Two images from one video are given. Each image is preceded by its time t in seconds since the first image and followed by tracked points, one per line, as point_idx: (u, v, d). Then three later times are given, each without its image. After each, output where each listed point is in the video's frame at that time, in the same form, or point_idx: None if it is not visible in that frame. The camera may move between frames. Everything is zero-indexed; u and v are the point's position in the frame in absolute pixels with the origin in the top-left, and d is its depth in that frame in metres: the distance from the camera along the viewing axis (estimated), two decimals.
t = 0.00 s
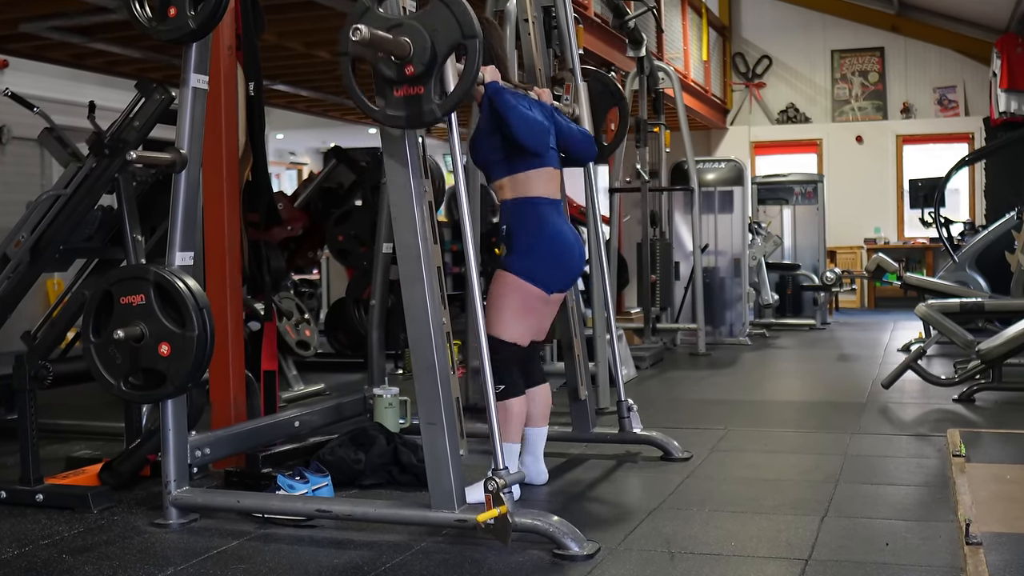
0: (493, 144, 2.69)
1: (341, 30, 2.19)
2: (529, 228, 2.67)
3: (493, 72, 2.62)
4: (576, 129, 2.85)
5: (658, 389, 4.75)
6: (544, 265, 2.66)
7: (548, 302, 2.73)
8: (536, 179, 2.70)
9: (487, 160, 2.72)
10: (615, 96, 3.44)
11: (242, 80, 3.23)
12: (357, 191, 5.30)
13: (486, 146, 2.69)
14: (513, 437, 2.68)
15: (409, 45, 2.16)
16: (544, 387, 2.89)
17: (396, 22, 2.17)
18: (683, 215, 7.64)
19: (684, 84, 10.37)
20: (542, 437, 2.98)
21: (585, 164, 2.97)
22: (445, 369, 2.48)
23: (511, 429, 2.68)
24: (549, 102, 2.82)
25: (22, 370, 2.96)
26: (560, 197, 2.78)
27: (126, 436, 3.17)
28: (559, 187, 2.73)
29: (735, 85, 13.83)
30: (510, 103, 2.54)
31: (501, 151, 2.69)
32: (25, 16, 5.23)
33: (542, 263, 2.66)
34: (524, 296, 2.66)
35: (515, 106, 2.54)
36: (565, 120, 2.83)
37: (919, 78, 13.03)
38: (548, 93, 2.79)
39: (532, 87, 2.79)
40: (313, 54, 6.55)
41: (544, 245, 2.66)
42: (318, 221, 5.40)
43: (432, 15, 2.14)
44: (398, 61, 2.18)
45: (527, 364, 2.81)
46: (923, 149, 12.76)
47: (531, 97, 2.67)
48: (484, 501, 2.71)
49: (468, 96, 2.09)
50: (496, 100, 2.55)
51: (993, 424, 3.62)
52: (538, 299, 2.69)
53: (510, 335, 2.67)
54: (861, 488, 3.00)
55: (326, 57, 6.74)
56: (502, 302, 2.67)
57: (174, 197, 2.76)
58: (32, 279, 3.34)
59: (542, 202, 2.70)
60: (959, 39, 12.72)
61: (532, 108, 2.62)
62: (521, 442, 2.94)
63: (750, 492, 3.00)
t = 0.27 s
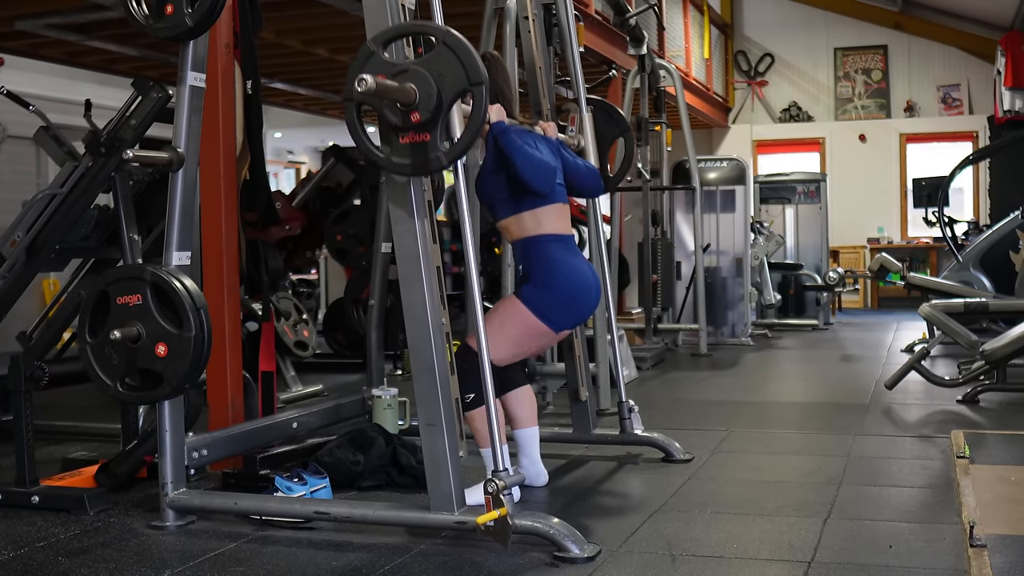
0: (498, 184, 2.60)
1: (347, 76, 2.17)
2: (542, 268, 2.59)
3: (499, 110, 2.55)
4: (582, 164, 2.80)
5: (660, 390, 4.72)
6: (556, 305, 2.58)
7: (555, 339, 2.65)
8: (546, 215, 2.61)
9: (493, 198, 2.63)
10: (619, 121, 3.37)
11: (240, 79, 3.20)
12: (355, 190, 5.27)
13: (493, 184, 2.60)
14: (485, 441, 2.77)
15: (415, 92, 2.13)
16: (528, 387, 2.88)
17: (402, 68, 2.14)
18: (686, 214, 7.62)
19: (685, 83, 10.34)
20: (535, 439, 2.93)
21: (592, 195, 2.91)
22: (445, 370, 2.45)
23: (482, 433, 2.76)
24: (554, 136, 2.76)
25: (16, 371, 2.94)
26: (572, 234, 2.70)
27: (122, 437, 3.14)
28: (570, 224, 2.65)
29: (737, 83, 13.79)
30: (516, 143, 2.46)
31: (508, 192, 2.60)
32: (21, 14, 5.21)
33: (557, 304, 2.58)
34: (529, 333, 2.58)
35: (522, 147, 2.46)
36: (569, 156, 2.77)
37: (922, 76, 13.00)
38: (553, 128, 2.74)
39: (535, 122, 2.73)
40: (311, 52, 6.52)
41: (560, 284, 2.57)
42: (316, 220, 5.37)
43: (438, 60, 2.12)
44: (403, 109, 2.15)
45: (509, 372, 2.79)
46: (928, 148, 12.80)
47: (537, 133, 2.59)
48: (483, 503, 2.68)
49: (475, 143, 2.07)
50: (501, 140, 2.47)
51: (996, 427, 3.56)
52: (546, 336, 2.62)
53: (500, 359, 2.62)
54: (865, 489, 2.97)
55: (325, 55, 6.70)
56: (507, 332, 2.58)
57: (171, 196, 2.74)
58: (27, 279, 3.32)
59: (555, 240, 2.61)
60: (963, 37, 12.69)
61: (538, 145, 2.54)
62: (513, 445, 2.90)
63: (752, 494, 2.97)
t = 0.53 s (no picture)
0: (517, 326, 2.59)
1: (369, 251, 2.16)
2: (552, 408, 2.58)
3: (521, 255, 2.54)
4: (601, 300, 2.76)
5: (661, 390, 4.70)
6: (563, 446, 2.57)
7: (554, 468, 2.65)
8: (562, 360, 2.59)
9: (510, 338, 2.62)
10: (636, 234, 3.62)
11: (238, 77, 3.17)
12: (353, 188, 5.23)
13: (512, 325, 2.60)
14: (483, 447, 2.75)
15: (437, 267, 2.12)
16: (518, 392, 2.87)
17: (423, 241, 2.13)
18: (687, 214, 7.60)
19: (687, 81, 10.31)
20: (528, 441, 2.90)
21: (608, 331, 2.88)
22: (443, 369, 2.43)
23: (477, 441, 2.75)
24: (573, 267, 2.74)
25: (12, 372, 2.91)
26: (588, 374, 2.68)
27: (119, 438, 3.11)
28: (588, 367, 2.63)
29: (739, 81, 13.75)
30: (537, 291, 2.47)
31: (525, 333, 2.58)
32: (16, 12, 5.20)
33: (560, 446, 2.58)
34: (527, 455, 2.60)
35: (542, 294, 2.47)
36: (590, 292, 2.74)
37: (926, 74, 12.96)
38: (573, 259, 2.72)
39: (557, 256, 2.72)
40: (309, 50, 6.49)
41: (568, 430, 2.56)
42: (314, 219, 5.35)
43: (460, 234, 2.11)
44: (425, 284, 2.14)
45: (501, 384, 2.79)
46: (931, 147, 12.81)
47: (558, 274, 2.58)
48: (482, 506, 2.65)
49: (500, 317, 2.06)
50: (523, 288, 2.48)
51: (1000, 428, 3.54)
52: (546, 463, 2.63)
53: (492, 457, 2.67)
54: (868, 491, 2.95)
55: (322, 53, 6.67)
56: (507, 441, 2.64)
57: (169, 196, 2.73)
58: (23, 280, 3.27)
59: (570, 383, 2.60)
60: (967, 35, 12.63)
61: (559, 291, 2.53)
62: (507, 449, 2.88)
63: (753, 496, 2.95)
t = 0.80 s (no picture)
0: (513, 277, 3.00)
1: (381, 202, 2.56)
2: (554, 343, 2.98)
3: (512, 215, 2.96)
4: (586, 254, 3.22)
5: (640, 378, 5.22)
6: (570, 372, 2.97)
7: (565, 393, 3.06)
8: (559, 299, 3.01)
9: (510, 290, 3.04)
10: (615, 208, 3.87)
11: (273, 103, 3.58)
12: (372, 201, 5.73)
13: (509, 278, 3.01)
14: (488, 421, 3.17)
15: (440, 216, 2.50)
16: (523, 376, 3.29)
17: (428, 194, 2.52)
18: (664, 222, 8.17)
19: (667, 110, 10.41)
20: (528, 420, 3.36)
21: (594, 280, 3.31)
22: (453, 358, 2.85)
23: (485, 415, 3.17)
24: (561, 228, 3.17)
25: (78, 361, 3.34)
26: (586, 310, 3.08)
27: (170, 419, 3.59)
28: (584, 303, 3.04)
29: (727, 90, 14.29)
30: (528, 243, 2.87)
31: (523, 282, 3.00)
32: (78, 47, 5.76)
33: (568, 374, 2.98)
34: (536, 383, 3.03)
35: (533, 246, 2.86)
36: (576, 248, 3.19)
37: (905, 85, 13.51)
38: (559, 220, 3.15)
39: (544, 218, 3.15)
40: (333, 80, 6.95)
41: (571, 358, 2.96)
42: (340, 228, 5.82)
43: (460, 188, 2.49)
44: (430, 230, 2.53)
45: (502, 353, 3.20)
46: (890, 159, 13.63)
47: (546, 229, 2.99)
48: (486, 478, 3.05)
49: (492, 259, 2.44)
50: (516, 242, 2.89)
51: (937, 410, 4.14)
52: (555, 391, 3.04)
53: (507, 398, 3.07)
54: (824, 465, 3.37)
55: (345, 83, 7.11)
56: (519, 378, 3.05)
57: (212, 207, 3.09)
58: (87, 278, 3.94)
59: (567, 318, 3.00)
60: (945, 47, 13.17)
61: (549, 242, 2.94)
62: (509, 426, 3.33)
63: (725, 470, 3.36)
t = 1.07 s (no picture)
0: (510, 258, 3.01)
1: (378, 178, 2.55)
2: (553, 325, 2.98)
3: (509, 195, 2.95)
4: (583, 237, 3.24)
5: (640, 378, 5.21)
6: (567, 354, 2.97)
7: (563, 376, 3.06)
8: (558, 280, 3.00)
9: (508, 271, 3.04)
10: (613, 194, 3.84)
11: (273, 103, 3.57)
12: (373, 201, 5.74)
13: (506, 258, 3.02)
14: (487, 422, 3.18)
15: (436, 192, 2.50)
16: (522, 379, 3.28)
17: (425, 170, 2.52)
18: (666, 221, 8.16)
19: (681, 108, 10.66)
20: (529, 420, 3.35)
21: (591, 263, 3.32)
22: (453, 359, 2.85)
23: (484, 415, 3.18)
24: (558, 209, 3.16)
25: (78, 360, 3.34)
26: (584, 292, 3.08)
27: (170, 419, 3.59)
28: (582, 286, 3.05)
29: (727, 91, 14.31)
30: (526, 223, 2.85)
31: (520, 263, 3.00)
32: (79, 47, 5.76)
33: (568, 355, 2.98)
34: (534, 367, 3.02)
35: (531, 226, 2.84)
36: (574, 230, 3.20)
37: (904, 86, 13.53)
38: (557, 202, 3.13)
39: (541, 200, 3.13)
40: (334, 80, 6.95)
41: (570, 339, 2.96)
42: (341, 228, 5.83)
43: (456, 164, 2.49)
44: (426, 207, 2.53)
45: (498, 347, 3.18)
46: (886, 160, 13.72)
47: (544, 210, 2.97)
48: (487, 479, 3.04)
49: (489, 234, 2.44)
50: (513, 223, 2.87)
51: (937, 410, 4.14)
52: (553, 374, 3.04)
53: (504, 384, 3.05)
54: (824, 465, 3.36)
55: (346, 84, 7.11)
56: (515, 362, 3.04)
57: (212, 207, 3.09)
58: (87, 278, 3.93)
59: (566, 300, 3.00)
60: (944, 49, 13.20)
61: (546, 222, 2.92)
62: (509, 426, 3.32)
63: (725, 470, 3.36)
